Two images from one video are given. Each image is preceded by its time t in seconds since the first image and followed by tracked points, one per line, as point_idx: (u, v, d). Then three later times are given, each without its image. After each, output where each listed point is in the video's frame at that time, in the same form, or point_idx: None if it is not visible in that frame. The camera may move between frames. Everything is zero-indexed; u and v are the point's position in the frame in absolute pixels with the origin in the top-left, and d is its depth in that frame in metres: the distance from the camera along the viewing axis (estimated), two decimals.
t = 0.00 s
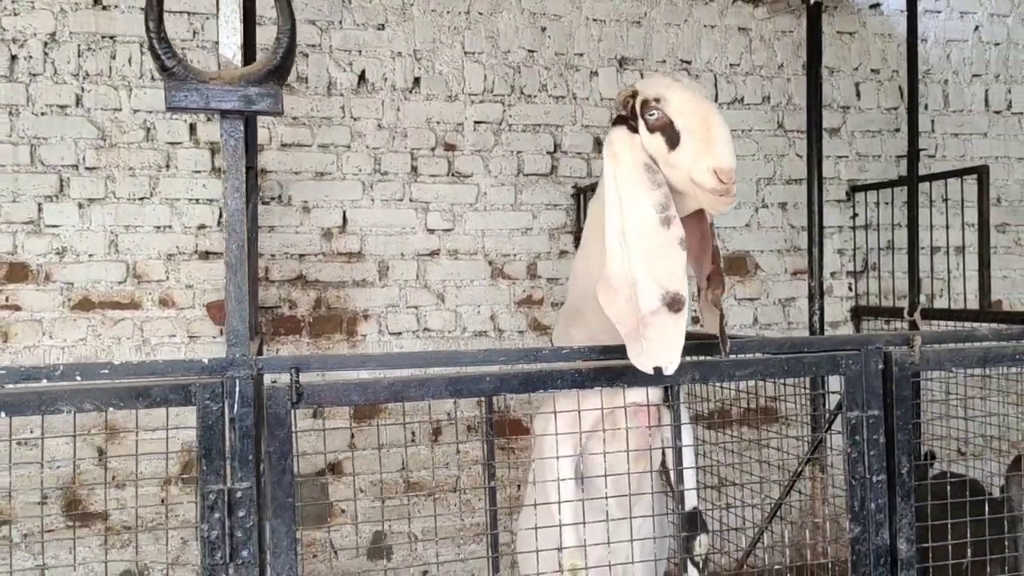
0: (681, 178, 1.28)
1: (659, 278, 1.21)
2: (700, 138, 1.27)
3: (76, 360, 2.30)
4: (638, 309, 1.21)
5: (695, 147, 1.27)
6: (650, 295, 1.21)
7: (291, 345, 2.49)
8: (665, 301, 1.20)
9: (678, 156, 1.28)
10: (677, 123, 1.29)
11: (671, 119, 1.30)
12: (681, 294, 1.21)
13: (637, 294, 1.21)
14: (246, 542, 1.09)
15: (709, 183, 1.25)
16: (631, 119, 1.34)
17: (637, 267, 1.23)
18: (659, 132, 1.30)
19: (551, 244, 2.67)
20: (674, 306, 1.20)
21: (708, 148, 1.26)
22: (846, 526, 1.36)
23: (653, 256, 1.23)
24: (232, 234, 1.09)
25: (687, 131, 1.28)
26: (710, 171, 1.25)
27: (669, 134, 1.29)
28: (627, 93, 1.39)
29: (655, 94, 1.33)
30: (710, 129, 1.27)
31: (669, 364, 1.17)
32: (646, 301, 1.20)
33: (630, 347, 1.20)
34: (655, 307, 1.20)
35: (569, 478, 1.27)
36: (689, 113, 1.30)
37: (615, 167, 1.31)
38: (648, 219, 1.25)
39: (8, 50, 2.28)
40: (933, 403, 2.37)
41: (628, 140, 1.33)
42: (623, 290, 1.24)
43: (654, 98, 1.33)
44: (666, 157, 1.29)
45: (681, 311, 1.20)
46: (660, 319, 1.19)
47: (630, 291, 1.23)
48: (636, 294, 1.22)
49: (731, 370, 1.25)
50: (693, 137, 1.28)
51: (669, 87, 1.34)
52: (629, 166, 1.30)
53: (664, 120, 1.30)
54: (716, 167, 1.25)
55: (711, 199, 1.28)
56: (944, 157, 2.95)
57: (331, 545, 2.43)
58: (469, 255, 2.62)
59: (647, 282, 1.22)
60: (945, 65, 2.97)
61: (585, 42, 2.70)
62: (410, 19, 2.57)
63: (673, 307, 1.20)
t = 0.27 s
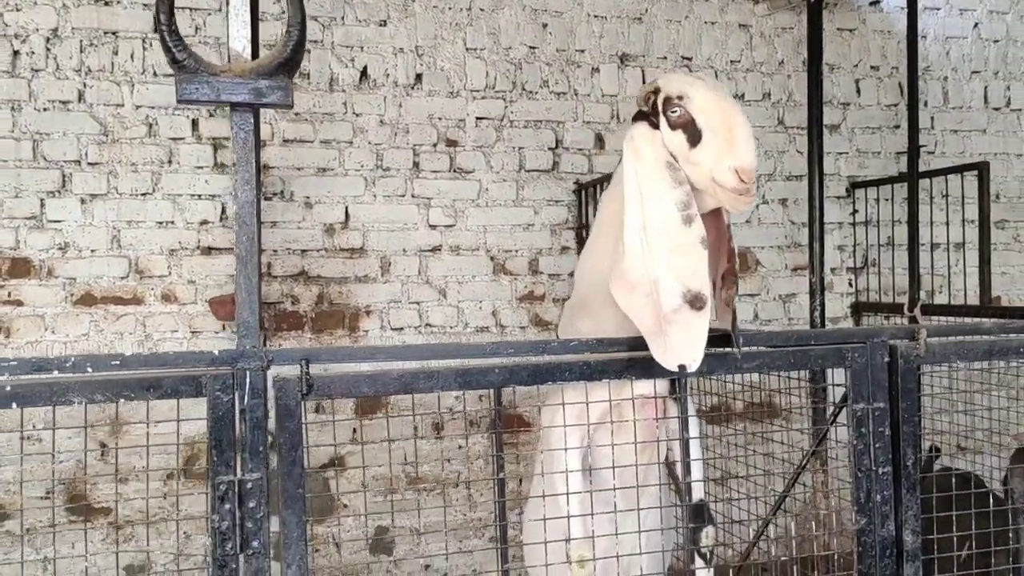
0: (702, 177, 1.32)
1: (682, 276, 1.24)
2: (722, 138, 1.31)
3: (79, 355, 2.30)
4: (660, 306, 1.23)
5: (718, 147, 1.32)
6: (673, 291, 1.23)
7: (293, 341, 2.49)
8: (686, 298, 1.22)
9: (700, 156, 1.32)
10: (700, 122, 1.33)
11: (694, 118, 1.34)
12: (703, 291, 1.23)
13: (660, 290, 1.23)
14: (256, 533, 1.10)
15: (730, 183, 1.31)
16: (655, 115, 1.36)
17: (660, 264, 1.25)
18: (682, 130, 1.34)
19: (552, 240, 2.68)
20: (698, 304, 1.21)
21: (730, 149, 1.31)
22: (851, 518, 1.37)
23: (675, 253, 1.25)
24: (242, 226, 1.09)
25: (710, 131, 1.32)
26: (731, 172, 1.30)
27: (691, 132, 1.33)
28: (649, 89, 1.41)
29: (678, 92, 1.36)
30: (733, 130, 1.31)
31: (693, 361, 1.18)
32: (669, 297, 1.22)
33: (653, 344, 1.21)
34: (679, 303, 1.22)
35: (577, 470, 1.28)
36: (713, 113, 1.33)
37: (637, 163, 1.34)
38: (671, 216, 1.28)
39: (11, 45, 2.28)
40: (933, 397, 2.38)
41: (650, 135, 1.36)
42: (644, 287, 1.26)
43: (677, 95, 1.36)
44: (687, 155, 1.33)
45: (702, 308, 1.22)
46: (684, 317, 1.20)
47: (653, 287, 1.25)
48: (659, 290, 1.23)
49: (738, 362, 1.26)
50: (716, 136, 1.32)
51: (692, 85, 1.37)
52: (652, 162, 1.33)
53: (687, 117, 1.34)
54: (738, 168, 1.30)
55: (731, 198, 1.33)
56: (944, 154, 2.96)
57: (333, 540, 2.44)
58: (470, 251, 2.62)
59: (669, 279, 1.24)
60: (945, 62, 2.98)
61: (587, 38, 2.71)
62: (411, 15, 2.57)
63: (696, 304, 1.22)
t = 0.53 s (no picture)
0: (740, 183, 1.31)
1: (721, 276, 1.23)
2: (763, 145, 1.31)
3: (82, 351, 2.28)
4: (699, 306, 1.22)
5: (757, 154, 1.31)
6: (712, 291, 1.22)
7: (298, 337, 2.47)
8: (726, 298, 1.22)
9: (740, 161, 1.31)
10: (741, 127, 1.32)
11: (736, 122, 1.33)
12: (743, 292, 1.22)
13: (698, 291, 1.23)
14: (276, 531, 1.08)
15: (766, 193, 1.30)
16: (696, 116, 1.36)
17: (699, 264, 1.24)
18: (723, 133, 1.33)
19: (558, 236, 2.66)
20: (738, 306, 1.20)
21: (771, 157, 1.30)
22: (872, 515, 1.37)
23: (714, 253, 1.25)
24: (263, 220, 1.08)
25: (751, 138, 1.32)
26: (768, 183, 1.29)
27: (731, 136, 1.32)
28: (690, 88, 1.40)
29: (722, 95, 1.36)
30: (774, 139, 1.30)
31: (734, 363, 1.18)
32: (708, 298, 1.21)
33: (691, 344, 1.20)
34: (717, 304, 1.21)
35: (597, 468, 1.27)
36: (756, 118, 1.33)
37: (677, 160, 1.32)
38: (709, 217, 1.27)
39: (12, 37, 2.25)
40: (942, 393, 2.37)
41: (690, 135, 1.35)
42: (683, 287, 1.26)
43: (720, 99, 1.35)
44: (727, 159, 1.32)
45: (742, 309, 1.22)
46: (724, 317, 1.19)
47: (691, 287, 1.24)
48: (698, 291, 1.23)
49: (761, 358, 1.25)
50: (757, 143, 1.31)
51: (736, 89, 1.36)
52: (690, 161, 1.32)
53: (728, 122, 1.33)
54: (776, 180, 1.29)
55: (766, 211, 1.32)
56: (949, 150, 2.96)
57: (338, 538, 2.42)
58: (476, 247, 2.60)
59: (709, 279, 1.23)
60: (950, 58, 2.97)
61: (593, 32, 2.69)
62: (417, 8, 2.55)
63: (735, 305, 1.21)
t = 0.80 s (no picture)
0: (749, 190, 1.29)
1: (734, 285, 1.24)
2: (770, 152, 1.28)
3: (83, 353, 2.26)
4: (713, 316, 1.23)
5: (765, 161, 1.28)
6: (725, 300, 1.23)
7: (300, 338, 2.46)
8: (740, 306, 1.22)
9: (747, 169, 1.29)
10: (749, 134, 1.30)
11: (743, 130, 1.31)
12: (758, 300, 1.23)
13: (712, 300, 1.24)
14: (294, 539, 1.07)
15: (773, 202, 1.27)
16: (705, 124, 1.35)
17: (711, 274, 1.25)
18: (731, 141, 1.31)
19: (560, 236, 2.66)
20: (751, 314, 1.21)
21: (778, 164, 1.27)
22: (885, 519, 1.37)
23: (725, 264, 1.25)
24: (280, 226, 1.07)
25: (759, 145, 1.29)
26: (774, 191, 1.26)
27: (739, 143, 1.31)
28: (702, 94, 1.39)
29: (730, 102, 1.34)
30: (781, 144, 1.27)
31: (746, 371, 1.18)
32: (720, 307, 1.22)
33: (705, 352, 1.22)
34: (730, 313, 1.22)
35: (613, 473, 1.26)
36: (763, 124, 1.30)
37: (686, 171, 1.33)
38: (721, 226, 1.27)
39: (12, 37, 2.23)
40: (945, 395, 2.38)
41: (701, 143, 1.35)
42: (698, 296, 1.27)
43: (728, 107, 1.33)
44: (736, 167, 1.30)
45: (756, 317, 1.22)
46: (735, 327, 1.20)
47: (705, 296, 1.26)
48: (711, 300, 1.24)
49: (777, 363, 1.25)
50: (764, 150, 1.29)
51: (745, 95, 1.33)
52: (701, 171, 1.32)
53: (735, 129, 1.31)
54: (781, 188, 1.26)
55: (771, 219, 1.29)
56: (949, 151, 2.97)
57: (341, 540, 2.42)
58: (478, 248, 2.60)
59: (722, 289, 1.24)
60: (950, 59, 2.98)
61: (595, 33, 2.69)
62: (419, 8, 2.54)
63: (748, 313, 1.21)
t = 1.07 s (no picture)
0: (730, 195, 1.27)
1: (704, 291, 1.22)
2: (754, 157, 1.25)
3: (72, 353, 2.25)
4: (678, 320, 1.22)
5: (749, 165, 1.25)
6: (691, 305, 1.21)
7: (292, 337, 2.45)
8: (706, 314, 1.21)
9: (731, 172, 1.26)
10: (735, 137, 1.27)
11: (729, 132, 1.28)
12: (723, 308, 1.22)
13: (679, 304, 1.22)
14: (284, 541, 1.06)
15: (756, 207, 1.24)
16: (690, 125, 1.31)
17: (681, 277, 1.23)
18: (716, 143, 1.28)
19: (553, 235, 2.65)
20: (718, 323, 1.20)
21: (763, 170, 1.24)
22: (879, 516, 1.37)
23: (697, 269, 1.23)
24: (269, 225, 1.06)
25: (744, 149, 1.26)
26: (758, 195, 1.23)
27: (725, 146, 1.27)
28: (690, 94, 1.35)
29: (718, 104, 1.30)
30: (766, 150, 1.24)
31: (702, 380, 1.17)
32: (687, 312, 1.20)
33: (664, 357, 1.20)
34: (695, 319, 1.20)
35: (606, 473, 1.26)
36: (750, 128, 1.27)
37: (670, 172, 1.30)
38: (697, 230, 1.25)
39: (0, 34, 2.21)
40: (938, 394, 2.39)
41: (685, 144, 1.32)
42: (665, 299, 1.25)
43: (716, 108, 1.30)
44: (720, 170, 1.27)
45: (720, 326, 1.20)
46: (698, 335, 1.19)
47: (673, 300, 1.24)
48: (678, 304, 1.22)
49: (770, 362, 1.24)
50: (749, 154, 1.25)
51: (733, 97, 1.30)
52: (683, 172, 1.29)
53: (722, 131, 1.28)
54: (766, 193, 1.23)
55: (755, 223, 1.26)
56: (941, 148, 2.97)
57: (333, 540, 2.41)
58: (471, 246, 2.58)
59: (690, 294, 1.22)
60: (942, 57, 2.98)
61: (588, 30, 2.68)
62: (411, 5, 2.53)
63: (713, 322, 1.20)
